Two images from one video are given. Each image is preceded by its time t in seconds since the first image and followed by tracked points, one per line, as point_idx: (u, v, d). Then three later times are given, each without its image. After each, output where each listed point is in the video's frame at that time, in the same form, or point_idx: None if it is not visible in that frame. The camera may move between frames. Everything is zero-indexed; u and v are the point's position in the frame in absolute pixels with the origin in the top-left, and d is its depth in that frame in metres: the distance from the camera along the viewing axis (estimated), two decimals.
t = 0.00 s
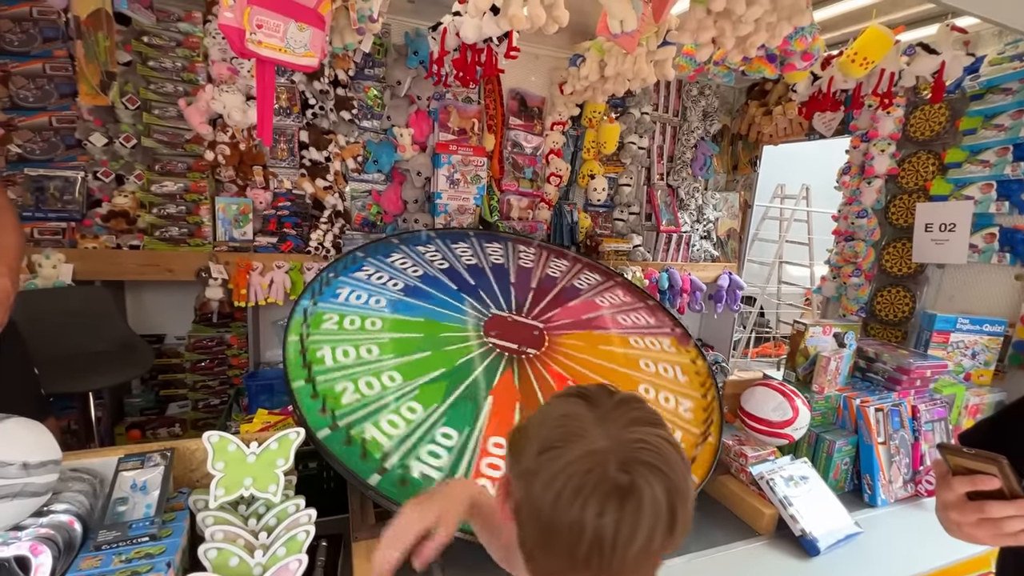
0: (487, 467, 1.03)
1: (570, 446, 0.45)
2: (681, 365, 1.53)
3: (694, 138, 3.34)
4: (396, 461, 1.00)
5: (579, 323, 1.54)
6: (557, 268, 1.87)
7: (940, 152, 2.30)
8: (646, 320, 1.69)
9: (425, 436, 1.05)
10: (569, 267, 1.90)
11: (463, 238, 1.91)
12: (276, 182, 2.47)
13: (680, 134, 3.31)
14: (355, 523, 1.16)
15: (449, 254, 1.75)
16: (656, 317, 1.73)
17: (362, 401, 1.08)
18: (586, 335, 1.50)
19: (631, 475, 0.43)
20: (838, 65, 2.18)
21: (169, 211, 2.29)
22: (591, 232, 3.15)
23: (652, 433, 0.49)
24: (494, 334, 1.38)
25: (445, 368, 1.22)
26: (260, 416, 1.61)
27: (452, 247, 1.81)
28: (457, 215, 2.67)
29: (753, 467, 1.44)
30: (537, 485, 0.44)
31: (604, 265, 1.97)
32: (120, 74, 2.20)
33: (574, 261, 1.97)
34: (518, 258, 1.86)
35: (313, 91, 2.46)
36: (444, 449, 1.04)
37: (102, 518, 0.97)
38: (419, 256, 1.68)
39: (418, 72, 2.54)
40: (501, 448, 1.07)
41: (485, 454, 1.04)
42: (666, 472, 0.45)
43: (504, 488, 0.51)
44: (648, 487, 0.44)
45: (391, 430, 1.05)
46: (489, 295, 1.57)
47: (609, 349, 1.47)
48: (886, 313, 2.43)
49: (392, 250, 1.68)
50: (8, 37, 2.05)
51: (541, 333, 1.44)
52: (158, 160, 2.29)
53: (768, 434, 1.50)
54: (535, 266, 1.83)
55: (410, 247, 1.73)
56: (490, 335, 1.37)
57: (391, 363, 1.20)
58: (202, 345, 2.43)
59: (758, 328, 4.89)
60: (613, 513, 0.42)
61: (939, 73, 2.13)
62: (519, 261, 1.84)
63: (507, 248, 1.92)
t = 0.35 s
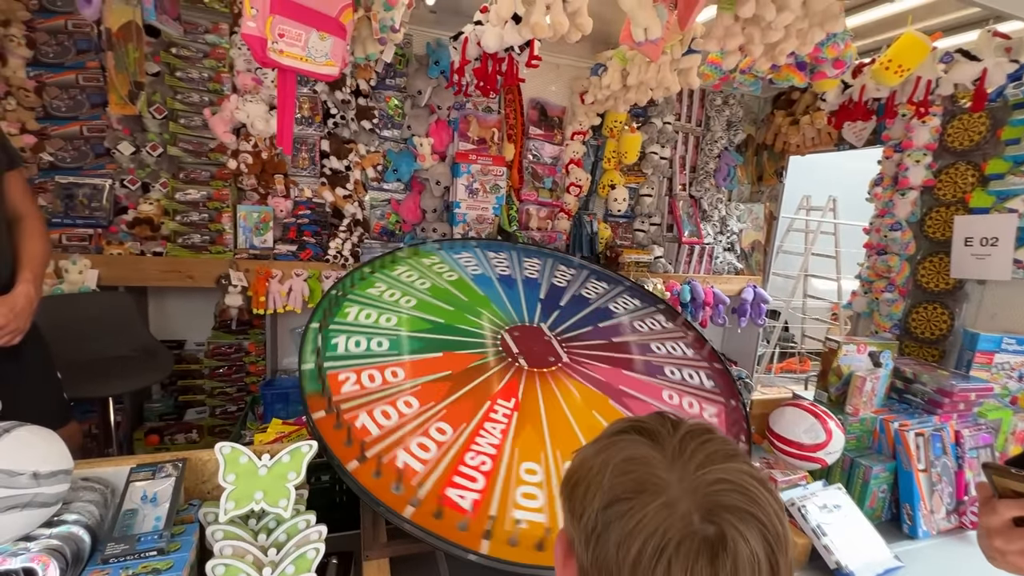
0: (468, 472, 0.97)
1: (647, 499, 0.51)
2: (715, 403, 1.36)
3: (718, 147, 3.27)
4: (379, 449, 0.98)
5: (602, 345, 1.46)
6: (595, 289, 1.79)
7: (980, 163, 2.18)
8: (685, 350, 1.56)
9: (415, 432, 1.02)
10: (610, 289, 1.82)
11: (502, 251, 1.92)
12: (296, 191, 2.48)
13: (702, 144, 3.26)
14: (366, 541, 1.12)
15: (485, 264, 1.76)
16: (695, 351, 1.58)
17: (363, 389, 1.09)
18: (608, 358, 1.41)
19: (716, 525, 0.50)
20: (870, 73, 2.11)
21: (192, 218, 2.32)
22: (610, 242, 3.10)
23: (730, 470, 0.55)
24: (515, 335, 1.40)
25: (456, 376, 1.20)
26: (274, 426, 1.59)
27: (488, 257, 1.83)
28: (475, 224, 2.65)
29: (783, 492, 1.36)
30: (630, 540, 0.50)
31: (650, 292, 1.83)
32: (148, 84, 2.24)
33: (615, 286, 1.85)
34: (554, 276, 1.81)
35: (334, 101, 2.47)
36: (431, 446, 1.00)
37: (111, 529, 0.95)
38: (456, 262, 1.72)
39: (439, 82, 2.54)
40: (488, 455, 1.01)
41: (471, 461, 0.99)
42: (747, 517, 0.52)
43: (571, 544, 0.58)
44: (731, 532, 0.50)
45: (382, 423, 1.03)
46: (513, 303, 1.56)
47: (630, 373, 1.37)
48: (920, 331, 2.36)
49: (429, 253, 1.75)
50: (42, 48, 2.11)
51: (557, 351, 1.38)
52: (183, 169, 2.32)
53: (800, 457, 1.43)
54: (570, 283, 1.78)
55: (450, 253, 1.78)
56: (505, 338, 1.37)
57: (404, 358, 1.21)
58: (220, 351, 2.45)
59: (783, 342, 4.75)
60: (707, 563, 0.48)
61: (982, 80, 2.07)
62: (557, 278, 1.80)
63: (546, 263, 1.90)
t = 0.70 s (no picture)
0: (448, 479, 0.91)
1: (579, 558, 0.39)
2: (733, 441, 1.15)
3: (738, 158, 3.19)
4: (361, 447, 0.95)
5: (616, 359, 1.34)
6: (621, 308, 1.65)
7: (1018, 176, 2.07)
8: (710, 378, 1.38)
9: (402, 434, 0.98)
10: (639, 307, 1.68)
11: (530, 265, 1.87)
12: (309, 200, 2.48)
13: (721, 155, 3.18)
14: (363, 566, 1.08)
15: (509, 277, 1.72)
16: (720, 385, 1.38)
17: (361, 385, 1.07)
18: (619, 373, 1.29)
19: None
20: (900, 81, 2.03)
21: (205, 225, 2.33)
22: (625, 254, 3.04)
23: (689, 516, 0.43)
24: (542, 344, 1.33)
25: (456, 380, 1.14)
26: (276, 438, 1.56)
27: (512, 270, 1.78)
28: (487, 234, 2.62)
29: (805, 524, 1.28)
30: None
31: (681, 319, 1.65)
32: (166, 93, 2.27)
33: (644, 308, 1.69)
34: (578, 291, 1.71)
35: (348, 110, 2.47)
36: (415, 449, 0.95)
37: (99, 546, 0.90)
38: (481, 273, 1.70)
39: (453, 91, 2.53)
40: (471, 463, 0.94)
41: (453, 468, 0.93)
42: None
43: None
44: None
45: (370, 422, 1.00)
46: (527, 312, 1.50)
47: (640, 389, 1.24)
48: (952, 352, 2.25)
49: (455, 263, 1.74)
50: (65, 58, 2.16)
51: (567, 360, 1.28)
52: (198, 176, 2.34)
53: (823, 486, 1.34)
54: (593, 300, 1.67)
55: (478, 263, 1.77)
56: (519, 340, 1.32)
57: (409, 359, 1.18)
58: (230, 358, 2.45)
59: (804, 359, 4.61)
60: None
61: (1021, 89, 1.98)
62: (580, 294, 1.69)
63: (573, 279, 1.81)
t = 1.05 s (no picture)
0: (433, 492, 0.86)
1: None
2: (737, 471, 1.08)
3: (751, 168, 3.13)
4: (349, 452, 0.90)
5: (623, 378, 1.29)
6: (634, 327, 1.58)
7: None
8: (722, 403, 1.31)
9: (393, 442, 0.93)
10: (654, 328, 1.62)
11: (547, 277, 1.81)
12: (315, 206, 2.47)
13: (734, 165, 3.12)
14: None
15: (522, 288, 1.67)
16: (736, 412, 1.30)
17: (358, 389, 1.03)
18: (626, 393, 1.23)
19: None
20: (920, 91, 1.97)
21: (211, 232, 2.32)
22: (634, 264, 2.99)
23: None
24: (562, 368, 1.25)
25: (456, 391, 1.10)
26: (271, 451, 1.52)
27: (526, 282, 1.73)
28: (494, 243, 2.59)
29: (819, 554, 1.21)
30: None
31: (698, 341, 1.57)
32: (175, 99, 2.27)
33: (657, 327, 1.62)
34: (592, 307, 1.66)
35: (356, 117, 2.46)
36: (405, 456, 0.91)
37: (82, 566, 0.86)
38: (495, 284, 1.66)
39: (461, 99, 2.51)
40: (460, 479, 0.89)
41: (439, 481, 0.88)
42: None
43: None
44: None
45: (362, 428, 0.95)
46: (536, 324, 1.45)
47: (645, 410, 1.19)
48: (974, 372, 2.19)
49: (470, 272, 1.71)
50: (77, 64, 2.17)
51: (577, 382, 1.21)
52: (205, 182, 2.34)
53: (838, 514, 1.27)
54: (607, 317, 1.60)
55: (493, 274, 1.73)
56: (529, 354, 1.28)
57: (411, 366, 1.13)
58: (233, 365, 2.43)
59: (818, 372, 4.51)
60: None
61: None
62: (593, 310, 1.63)
63: (589, 294, 1.75)
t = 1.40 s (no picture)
0: (427, 508, 0.83)
1: None
2: (747, 492, 1.04)
3: (761, 174, 3.07)
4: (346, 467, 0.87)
5: (630, 393, 1.23)
6: (644, 339, 1.51)
7: None
8: (733, 422, 1.25)
9: (388, 456, 0.90)
10: (664, 340, 1.54)
11: (556, 284, 1.74)
12: (319, 211, 2.45)
13: (743, 170, 3.07)
14: None
15: (530, 297, 1.59)
16: (748, 430, 1.25)
17: (358, 400, 0.99)
18: (632, 405, 1.19)
19: None
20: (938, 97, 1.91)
21: (214, 236, 2.30)
22: (641, 271, 2.95)
23: None
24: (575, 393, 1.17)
25: (454, 402, 1.05)
26: (270, 462, 1.49)
27: (534, 290, 1.66)
28: (499, 249, 2.55)
29: None
30: None
31: (709, 355, 1.51)
32: (179, 102, 2.26)
33: (668, 339, 1.55)
34: (601, 316, 1.59)
35: (361, 121, 2.43)
36: (402, 472, 0.88)
37: None
38: (504, 291, 1.59)
39: (467, 103, 2.48)
40: (455, 493, 0.86)
41: (436, 495, 0.85)
42: None
43: None
44: None
45: (356, 441, 0.91)
46: (545, 333, 1.39)
47: (650, 424, 1.14)
48: (993, 386, 2.13)
49: (476, 277, 1.63)
50: (82, 67, 2.17)
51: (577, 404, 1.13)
52: (209, 186, 2.32)
53: (853, 538, 1.22)
54: (616, 328, 1.54)
55: (502, 281, 1.66)
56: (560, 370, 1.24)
57: (415, 377, 1.09)
58: (235, 371, 2.41)
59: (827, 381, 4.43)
60: None
61: None
62: (603, 321, 1.56)
63: (599, 304, 1.67)
